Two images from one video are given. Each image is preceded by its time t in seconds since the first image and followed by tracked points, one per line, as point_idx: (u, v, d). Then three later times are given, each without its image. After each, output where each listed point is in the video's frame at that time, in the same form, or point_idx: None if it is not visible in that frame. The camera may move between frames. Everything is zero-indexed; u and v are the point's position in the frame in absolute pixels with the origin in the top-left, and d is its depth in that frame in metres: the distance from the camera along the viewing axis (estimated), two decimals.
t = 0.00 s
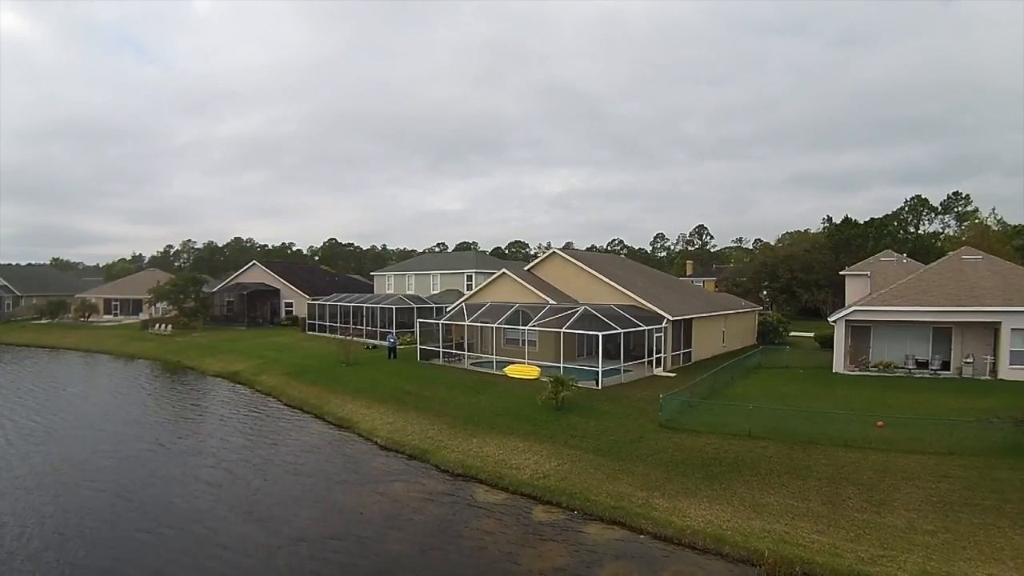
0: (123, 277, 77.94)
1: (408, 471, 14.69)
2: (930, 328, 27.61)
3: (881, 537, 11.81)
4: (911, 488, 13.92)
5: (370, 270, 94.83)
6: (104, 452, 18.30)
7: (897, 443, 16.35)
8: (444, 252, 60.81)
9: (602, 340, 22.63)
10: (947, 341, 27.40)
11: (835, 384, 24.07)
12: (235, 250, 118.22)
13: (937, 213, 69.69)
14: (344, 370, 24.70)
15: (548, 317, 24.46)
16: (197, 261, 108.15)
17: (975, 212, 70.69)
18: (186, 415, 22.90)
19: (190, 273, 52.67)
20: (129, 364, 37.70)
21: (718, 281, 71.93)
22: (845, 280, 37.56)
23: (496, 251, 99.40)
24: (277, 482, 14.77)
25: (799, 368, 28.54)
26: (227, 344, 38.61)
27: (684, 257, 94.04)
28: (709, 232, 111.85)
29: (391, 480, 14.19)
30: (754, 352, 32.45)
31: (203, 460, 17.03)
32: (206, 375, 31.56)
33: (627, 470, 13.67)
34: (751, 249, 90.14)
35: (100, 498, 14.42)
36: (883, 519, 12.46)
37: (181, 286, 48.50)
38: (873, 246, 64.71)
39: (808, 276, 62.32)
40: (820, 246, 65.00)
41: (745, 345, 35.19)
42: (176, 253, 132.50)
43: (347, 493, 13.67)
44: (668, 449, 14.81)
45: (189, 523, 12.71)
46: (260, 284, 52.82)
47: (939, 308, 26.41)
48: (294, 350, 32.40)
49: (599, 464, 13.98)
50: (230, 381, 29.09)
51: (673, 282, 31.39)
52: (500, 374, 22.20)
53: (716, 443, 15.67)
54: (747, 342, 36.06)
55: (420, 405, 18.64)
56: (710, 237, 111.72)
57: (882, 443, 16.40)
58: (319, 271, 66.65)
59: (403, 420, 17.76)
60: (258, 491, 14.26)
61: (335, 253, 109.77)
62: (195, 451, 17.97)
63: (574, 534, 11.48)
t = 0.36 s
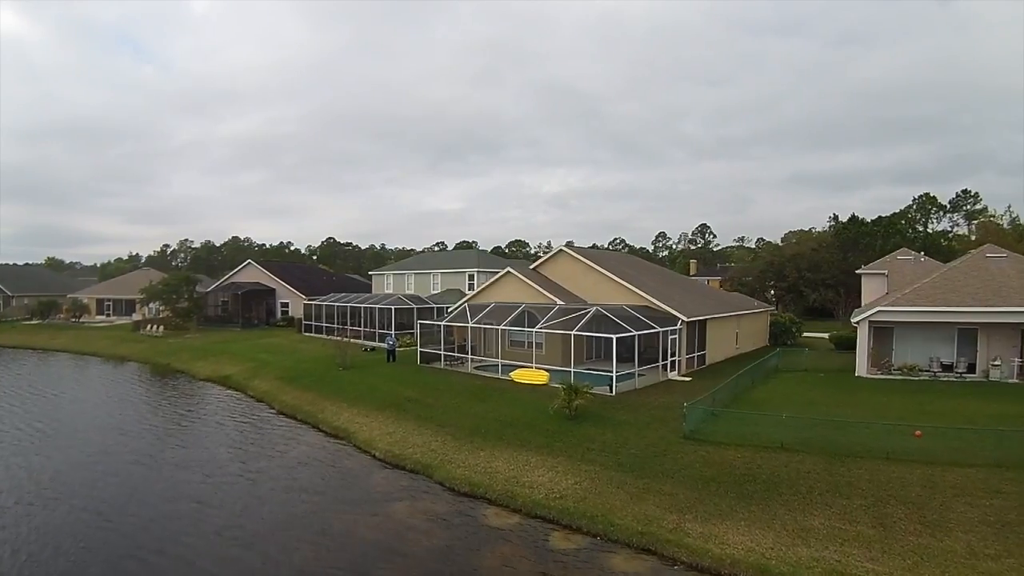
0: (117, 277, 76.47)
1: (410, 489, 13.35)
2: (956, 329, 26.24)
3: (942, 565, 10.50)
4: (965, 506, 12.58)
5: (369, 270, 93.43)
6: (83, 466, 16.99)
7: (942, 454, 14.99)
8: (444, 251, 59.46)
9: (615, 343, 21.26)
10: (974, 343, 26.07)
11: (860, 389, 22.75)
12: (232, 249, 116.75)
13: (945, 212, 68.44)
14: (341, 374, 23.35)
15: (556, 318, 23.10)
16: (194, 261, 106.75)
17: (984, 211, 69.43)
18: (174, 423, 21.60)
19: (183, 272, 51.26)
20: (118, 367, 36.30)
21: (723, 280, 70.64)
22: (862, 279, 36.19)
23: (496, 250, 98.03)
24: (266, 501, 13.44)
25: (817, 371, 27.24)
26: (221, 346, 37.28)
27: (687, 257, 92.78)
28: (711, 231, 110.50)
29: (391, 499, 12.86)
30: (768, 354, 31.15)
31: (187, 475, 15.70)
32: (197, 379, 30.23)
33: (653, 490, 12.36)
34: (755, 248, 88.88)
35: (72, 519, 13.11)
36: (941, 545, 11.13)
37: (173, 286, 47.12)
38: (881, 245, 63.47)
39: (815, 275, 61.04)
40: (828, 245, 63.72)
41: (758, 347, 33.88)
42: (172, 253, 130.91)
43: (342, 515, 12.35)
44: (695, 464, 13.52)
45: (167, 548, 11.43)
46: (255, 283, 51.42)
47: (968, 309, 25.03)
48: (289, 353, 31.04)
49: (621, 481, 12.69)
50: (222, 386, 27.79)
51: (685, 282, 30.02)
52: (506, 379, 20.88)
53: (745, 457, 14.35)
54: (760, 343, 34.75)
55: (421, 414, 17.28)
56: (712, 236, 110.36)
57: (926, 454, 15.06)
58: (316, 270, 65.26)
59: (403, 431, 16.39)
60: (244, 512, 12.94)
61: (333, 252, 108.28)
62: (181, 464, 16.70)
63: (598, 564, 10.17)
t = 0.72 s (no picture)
0: (110, 277, 74.98)
1: (411, 511, 12.05)
2: (983, 331, 24.93)
3: None
4: None
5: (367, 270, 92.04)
6: (57, 481, 15.69)
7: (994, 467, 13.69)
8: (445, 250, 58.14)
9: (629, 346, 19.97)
10: (1002, 345, 24.75)
11: (888, 395, 21.49)
12: (229, 249, 115.25)
13: (954, 211, 67.27)
14: (337, 379, 22.02)
15: (566, 321, 21.77)
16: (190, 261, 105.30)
17: (993, 209, 68.25)
18: (159, 433, 20.30)
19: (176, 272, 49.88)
20: (106, 370, 34.96)
21: (728, 280, 69.40)
22: (878, 278, 34.93)
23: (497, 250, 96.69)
24: (252, 525, 12.15)
25: (837, 375, 25.97)
26: (213, 348, 35.94)
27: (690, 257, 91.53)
28: (714, 230, 109.23)
29: (390, 524, 11.57)
30: (783, 357, 29.87)
31: (169, 493, 14.41)
32: (187, 384, 28.88)
33: (683, 514, 11.08)
34: (759, 248, 87.64)
35: (37, 544, 11.81)
36: None
37: (166, 287, 45.73)
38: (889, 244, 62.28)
39: (823, 275, 59.80)
40: (835, 244, 62.50)
41: (771, 349, 32.64)
42: (168, 252, 129.43)
43: (336, 541, 11.05)
44: (727, 484, 12.25)
45: None
46: (250, 283, 50.07)
47: (998, 309, 23.73)
48: (284, 356, 29.74)
49: (647, 503, 11.41)
50: (213, 392, 26.48)
51: (697, 281, 28.72)
52: (513, 384, 19.59)
53: (781, 475, 13.05)
54: (773, 346, 33.50)
55: (422, 425, 15.96)
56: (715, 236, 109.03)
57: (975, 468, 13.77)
58: (313, 270, 63.93)
59: (403, 444, 15.08)
60: (227, 537, 11.65)
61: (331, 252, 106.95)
62: (163, 479, 15.41)
63: None
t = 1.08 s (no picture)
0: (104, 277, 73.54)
1: (410, 537, 10.73)
2: (1014, 331, 23.61)
3: None
4: None
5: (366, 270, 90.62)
6: (25, 497, 14.38)
7: None
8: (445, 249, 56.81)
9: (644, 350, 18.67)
10: None
11: (916, 401, 20.21)
12: (226, 249, 113.78)
13: (963, 208, 66.02)
14: (331, 384, 20.71)
15: (575, 322, 20.43)
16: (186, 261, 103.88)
17: (1003, 207, 66.99)
18: (142, 443, 18.98)
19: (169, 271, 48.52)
20: (93, 374, 33.63)
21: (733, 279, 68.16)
22: (895, 277, 33.62)
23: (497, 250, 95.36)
24: (233, 551, 10.86)
25: (857, 378, 24.68)
26: (204, 350, 34.61)
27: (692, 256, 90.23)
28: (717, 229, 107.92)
29: (386, 551, 10.26)
30: (798, 359, 28.58)
31: (146, 513, 13.11)
32: (175, 389, 27.55)
33: (719, 542, 9.80)
34: (763, 247, 86.36)
35: None
36: None
37: (157, 286, 44.35)
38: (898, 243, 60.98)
39: (831, 274, 58.49)
40: (843, 242, 61.20)
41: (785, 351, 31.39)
42: (165, 252, 128.01)
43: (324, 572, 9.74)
44: (764, 508, 10.98)
45: None
46: (245, 283, 48.73)
47: None
48: (277, 359, 28.43)
49: (676, 529, 10.13)
50: (202, 397, 25.16)
51: (710, 280, 27.43)
52: (519, 391, 18.28)
53: (820, 496, 11.77)
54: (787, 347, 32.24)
55: (422, 437, 14.64)
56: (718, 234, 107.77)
57: None
58: (311, 270, 62.62)
59: (402, 459, 13.74)
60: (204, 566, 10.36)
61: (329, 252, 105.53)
62: (139, 497, 14.10)
63: None
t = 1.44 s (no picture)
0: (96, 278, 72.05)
1: (406, 569, 9.46)
2: None
3: None
4: None
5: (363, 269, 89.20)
6: None
7: None
8: (444, 247, 55.49)
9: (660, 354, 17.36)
10: None
11: (948, 406, 18.94)
12: (222, 249, 112.29)
13: (972, 205, 64.65)
14: (322, 390, 19.39)
15: (584, 324, 19.13)
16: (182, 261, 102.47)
17: (1012, 204, 65.62)
18: (119, 454, 17.67)
19: (160, 271, 47.17)
20: (78, 377, 32.28)
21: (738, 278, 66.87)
22: (915, 274, 32.29)
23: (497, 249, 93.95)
24: None
25: (879, 382, 23.43)
26: (194, 352, 33.31)
27: (695, 255, 88.89)
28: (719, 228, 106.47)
29: None
30: (814, 361, 27.32)
31: (114, 534, 11.84)
32: (161, 393, 26.24)
33: None
34: (767, 246, 85.05)
35: None
36: None
37: (147, 286, 42.98)
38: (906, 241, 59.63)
39: (839, 272, 57.21)
40: (850, 240, 59.96)
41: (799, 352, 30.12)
42: (162, 252, 126.56)
43: None
44: (805, 536, 9.72)
45: None
46: (238, 283, 47.42)
47: None
48: (268, 362, 27.14)
49: (711, 561, 8.87)
50: (188, 403, 23.88)
51: (722, 279, 26.15)
52: (525, 397, 16.98)
53: (866, 519, 10.48)
54: (800, 349, 31.00)
55: (420, 450, 13.34)
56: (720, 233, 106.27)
57: None
58: (307, 269, 61.30)
59: (397, 476, 12.44)
60: None
61: (327, 251, 104.13)
62: (109, 515, 12.83)
63: None
